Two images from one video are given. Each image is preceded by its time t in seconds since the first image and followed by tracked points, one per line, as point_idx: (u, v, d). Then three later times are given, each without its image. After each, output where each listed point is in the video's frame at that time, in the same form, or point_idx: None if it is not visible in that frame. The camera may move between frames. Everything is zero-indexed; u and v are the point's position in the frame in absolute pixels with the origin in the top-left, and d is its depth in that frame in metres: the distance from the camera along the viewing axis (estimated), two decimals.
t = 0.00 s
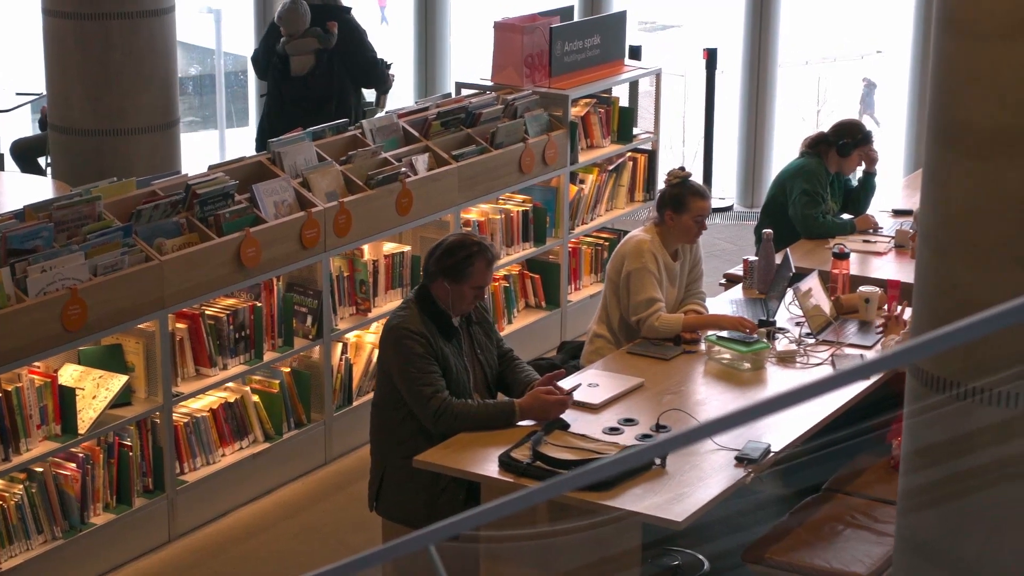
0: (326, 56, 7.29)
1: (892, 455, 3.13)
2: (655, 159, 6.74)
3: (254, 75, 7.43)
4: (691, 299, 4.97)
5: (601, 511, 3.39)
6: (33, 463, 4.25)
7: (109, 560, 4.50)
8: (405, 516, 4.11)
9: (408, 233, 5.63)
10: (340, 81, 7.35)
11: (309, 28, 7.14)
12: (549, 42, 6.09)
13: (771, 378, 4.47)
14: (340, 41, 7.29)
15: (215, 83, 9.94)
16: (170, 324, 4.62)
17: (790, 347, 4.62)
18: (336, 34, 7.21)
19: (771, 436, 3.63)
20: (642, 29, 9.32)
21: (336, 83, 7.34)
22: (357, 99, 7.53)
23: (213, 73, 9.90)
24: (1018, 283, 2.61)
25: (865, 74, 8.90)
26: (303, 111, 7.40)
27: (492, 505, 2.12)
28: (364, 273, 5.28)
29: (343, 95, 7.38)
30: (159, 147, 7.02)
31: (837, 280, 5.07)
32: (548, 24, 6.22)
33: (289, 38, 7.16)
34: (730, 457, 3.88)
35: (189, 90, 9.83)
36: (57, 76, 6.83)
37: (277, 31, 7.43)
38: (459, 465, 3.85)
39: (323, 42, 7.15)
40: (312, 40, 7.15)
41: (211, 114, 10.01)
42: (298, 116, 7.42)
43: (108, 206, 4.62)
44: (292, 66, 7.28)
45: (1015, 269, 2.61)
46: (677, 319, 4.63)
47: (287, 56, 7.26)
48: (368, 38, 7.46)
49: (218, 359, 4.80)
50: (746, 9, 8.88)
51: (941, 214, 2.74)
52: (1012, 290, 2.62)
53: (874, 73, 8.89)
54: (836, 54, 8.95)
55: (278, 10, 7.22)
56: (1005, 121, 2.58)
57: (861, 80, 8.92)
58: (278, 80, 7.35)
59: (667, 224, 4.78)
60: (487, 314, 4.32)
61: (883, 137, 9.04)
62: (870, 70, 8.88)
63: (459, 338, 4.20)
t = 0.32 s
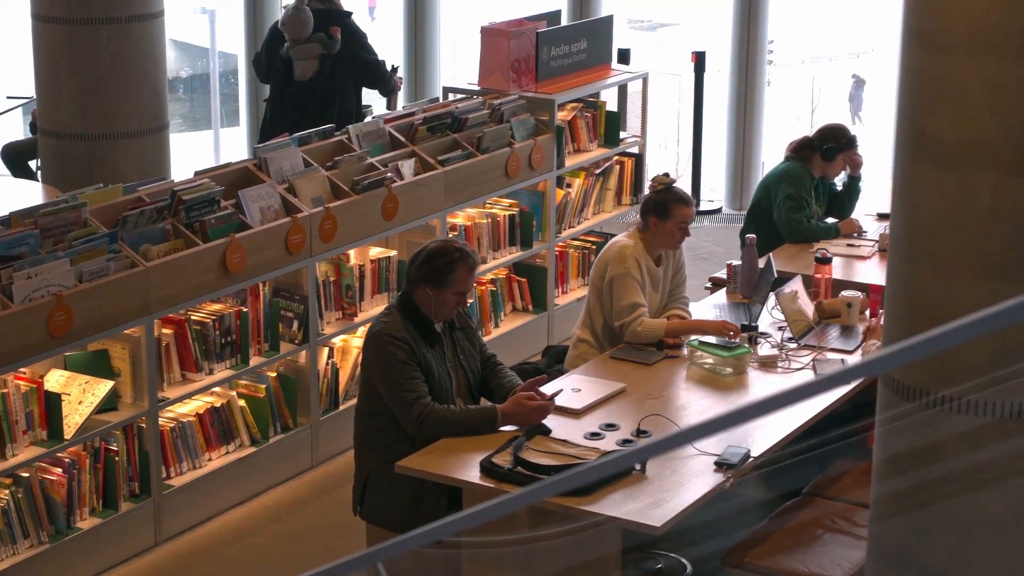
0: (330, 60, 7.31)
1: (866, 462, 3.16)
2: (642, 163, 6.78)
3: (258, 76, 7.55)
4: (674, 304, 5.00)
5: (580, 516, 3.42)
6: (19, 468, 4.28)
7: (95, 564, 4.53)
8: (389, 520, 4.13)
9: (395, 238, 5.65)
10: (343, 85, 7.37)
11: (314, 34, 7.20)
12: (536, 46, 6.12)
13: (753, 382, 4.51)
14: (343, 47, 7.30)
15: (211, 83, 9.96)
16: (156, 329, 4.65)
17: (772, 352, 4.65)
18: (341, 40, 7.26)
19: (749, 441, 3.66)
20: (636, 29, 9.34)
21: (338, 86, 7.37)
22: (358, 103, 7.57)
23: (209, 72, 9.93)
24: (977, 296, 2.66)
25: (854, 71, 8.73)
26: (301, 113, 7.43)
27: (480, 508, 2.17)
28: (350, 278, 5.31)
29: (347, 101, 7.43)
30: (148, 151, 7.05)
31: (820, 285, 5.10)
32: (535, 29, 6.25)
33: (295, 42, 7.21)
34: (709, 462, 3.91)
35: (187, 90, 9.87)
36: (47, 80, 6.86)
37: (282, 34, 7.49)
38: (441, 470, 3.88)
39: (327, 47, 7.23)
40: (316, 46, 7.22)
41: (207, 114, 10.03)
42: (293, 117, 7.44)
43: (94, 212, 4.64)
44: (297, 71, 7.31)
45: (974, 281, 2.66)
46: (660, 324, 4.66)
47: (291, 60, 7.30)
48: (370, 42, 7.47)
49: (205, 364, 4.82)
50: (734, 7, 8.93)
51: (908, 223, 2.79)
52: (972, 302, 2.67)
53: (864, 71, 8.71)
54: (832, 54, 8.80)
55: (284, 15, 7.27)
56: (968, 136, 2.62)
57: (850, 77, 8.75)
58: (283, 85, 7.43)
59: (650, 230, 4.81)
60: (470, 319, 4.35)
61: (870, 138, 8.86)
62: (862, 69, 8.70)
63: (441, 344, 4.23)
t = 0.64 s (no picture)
0: (336, 57, 7.38)
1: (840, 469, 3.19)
2: (630, 166, 6.82)
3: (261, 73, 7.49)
4: (658, 309, 5.03)
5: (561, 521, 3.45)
6: (6, 473, 4.31)
7: (81, 568, 4.55)
8: (372, 523, 4.16)
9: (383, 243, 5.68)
10: (347, 81, 7.44)
11: (320, 31, 7.25)
12: (524, 51, 6.15)
13: (735, 387, 4.54)
14: (346, 44, 7.38)
15: (209, 81, 9.99)
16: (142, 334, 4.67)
17: (755, 357, 4.68)
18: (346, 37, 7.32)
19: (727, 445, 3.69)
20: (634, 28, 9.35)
21: (344, 82, 7.43)
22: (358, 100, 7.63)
23: (206, 71, 9.94)
24: (955, 304, 2.71)
25: (847, 70, 8.75)
26: (307, 108, 7.47)
27: (474, 506, 2.22)
28: (337, 282, 5.35)
29: (350, 98, 7.49)
30: (139, 155, 7.06)
31: (803, 290, 5.14)
32: (523, 34, 6.28)
33: (301, 38, 7.25)
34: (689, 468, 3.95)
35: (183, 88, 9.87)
36: (38, 85, 6.87)
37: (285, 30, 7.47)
38: (424, 475, 3.92)
39: (333, 44, 7.28)
40: (322, 42, 7.27)
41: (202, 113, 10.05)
42: (300, 114, 7.49)
43: (81, 218, 4.66)
44: (302, 67, 7.38)
45: (951, 288, 2.71)
46: (643, 329, 4.69)
47: (297, 55, 7.36)
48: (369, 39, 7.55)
49: (191, 368, 4.85)
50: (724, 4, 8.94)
51: (879, 235, 2.82)
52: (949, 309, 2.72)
53: (854, 69, 8.74)
54: (829, 53, 8.80)
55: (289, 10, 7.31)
56: (946, 147, 2.66)
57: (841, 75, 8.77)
58: (288, 81, 7.43)
59: (635, 235, 4.85)
60: (454, 325, 4.38)
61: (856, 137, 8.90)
62: (854, 67, 8.73)
63: (425, 349, 4.26)
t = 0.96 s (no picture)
0: (336, 59, 7.41)
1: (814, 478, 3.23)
2: (618, 173, 6.85)
3: (261, 72, 7.47)
4: (642, 317, 5.07)
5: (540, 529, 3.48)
6: None
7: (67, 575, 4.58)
8: (356, 531, 4.19)
9: (370, 251, 5.71)
10: (345, 84, 7.48)
11: (323, 32, 7.27)
12: (511, 59, 6.19)
13: (717, 395, 4.57)
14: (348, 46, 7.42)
15: (207, 82, 10.00)
16: (129, 342, 4.71)
17: (737, 365, 4.72)
18: (347, 40, 7.34)
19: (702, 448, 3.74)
20: (631, 31, 9.35)
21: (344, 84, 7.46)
22: (356, 102, 7.67)
23: (202, 73, 9.96)
24: (923, 316, 2.79)
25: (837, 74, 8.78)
26: (307, 108, 7.47)
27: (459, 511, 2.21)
28: (324, 290, 5.38)
29: (346, 102, 7.52)
30: (130, 162, 7.09)
31: (786, 298, 5.17)
32: (511, 42, 6.31)
33: (304, 37, 7.26)
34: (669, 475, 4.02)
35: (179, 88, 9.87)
36: (29, 93, 6.90)
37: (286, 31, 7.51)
38: (406, 484, 3.95)
39: (335, 47, 7.30)
40: (324, 42, 7.28)
41: (199, 114, 10.06)
42: (300, 115, 7.49)
43: (68, 227, 4.69)
44: (303, 67, 7.39)
45: (920, 301, 2.78)
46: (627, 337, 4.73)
47: (298, 56, 7.37)
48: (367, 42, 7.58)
49: (178, 376, 4.88)
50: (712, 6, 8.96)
51: (849, 247, 2.89)
52: (918, 320, 2.80)
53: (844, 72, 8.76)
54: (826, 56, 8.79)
55: (292, 11, 7.33)
56: (915, 161, 2.73)
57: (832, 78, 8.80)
58: (288, 81, 7.43)
59: (619, 244, 4.88)
60: (437, 333, 4.41)
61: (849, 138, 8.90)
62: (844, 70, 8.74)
63: (408, 358, 4.29)
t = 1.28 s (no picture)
0: (331, 62, 7.42)
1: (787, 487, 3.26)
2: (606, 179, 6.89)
3: (256, 75, 7.50)
4: (625, 324, 5.10)
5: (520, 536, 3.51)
6: None
7: None
8: (338, 537, 4.22)
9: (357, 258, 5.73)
10: (339, 88, 7.50)
11: (319, 35, 7.27)
12: (498, 66, 6.22)
13: (699, 402, 4.60)
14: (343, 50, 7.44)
15: (202, 85, 10.01)
16: (114, 350, 4.73)
17: (719, 371, 4.75)
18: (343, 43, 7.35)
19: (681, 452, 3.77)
20: (629, 32, 9.39)
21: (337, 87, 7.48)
22: (350, 105, 7.68)
23: (200, 75, 9.96)
24: (895, 326, 2.82)
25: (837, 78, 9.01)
26: (301, 110, 7.50)
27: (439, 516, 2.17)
28: (310, 296, 5.41)
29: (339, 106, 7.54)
30: (120, 168, 7.12)
31: (770, 305, 5.20)
32: (498, 49, 6.34)
33: (300, 39, 7.27)
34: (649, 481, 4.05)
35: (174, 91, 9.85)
36: (19, 100, 6.94)
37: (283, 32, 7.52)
38: (388, 491, 3.98)
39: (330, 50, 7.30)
40: (319, 46, 7.28)
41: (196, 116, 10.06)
42: (295, 116, 7.51)
43: (54, 234, 4.72)
44: (298, 68, 7.41)
45: (888, 312, 2.82)
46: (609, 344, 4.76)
47: (293, 58, 7.39)
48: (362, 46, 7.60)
49: (164, 383, 4.91)
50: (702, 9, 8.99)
51: (818, 257, 2.92)
52: (888, 330, 2.83)
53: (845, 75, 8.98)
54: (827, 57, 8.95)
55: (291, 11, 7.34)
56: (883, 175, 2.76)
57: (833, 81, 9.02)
58: (282, 83, 7.45)
59: (603, 252, 4.91)
60: (420, 341, 4.44)
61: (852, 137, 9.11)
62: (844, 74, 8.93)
63: (391, 366, 4.31)
